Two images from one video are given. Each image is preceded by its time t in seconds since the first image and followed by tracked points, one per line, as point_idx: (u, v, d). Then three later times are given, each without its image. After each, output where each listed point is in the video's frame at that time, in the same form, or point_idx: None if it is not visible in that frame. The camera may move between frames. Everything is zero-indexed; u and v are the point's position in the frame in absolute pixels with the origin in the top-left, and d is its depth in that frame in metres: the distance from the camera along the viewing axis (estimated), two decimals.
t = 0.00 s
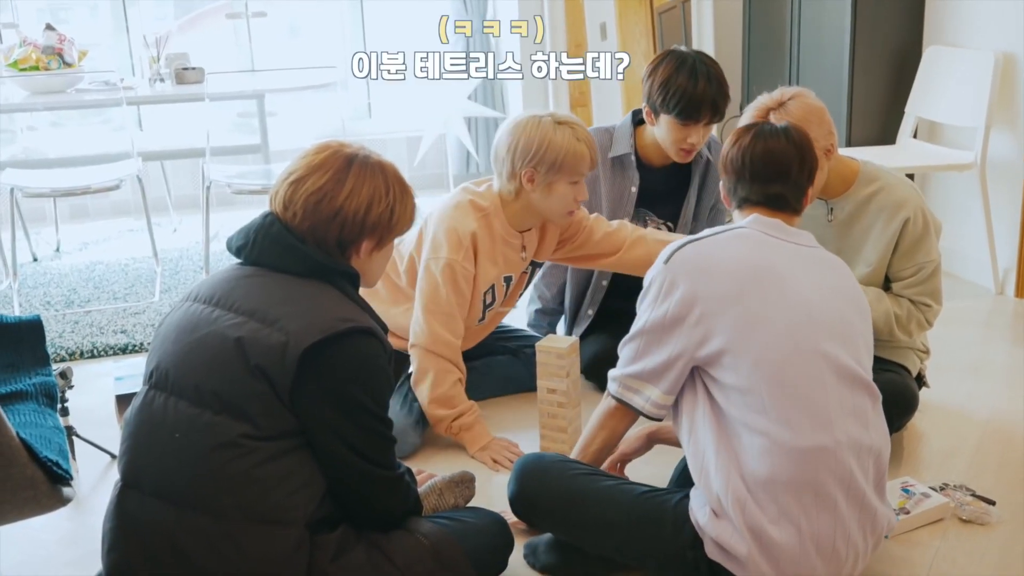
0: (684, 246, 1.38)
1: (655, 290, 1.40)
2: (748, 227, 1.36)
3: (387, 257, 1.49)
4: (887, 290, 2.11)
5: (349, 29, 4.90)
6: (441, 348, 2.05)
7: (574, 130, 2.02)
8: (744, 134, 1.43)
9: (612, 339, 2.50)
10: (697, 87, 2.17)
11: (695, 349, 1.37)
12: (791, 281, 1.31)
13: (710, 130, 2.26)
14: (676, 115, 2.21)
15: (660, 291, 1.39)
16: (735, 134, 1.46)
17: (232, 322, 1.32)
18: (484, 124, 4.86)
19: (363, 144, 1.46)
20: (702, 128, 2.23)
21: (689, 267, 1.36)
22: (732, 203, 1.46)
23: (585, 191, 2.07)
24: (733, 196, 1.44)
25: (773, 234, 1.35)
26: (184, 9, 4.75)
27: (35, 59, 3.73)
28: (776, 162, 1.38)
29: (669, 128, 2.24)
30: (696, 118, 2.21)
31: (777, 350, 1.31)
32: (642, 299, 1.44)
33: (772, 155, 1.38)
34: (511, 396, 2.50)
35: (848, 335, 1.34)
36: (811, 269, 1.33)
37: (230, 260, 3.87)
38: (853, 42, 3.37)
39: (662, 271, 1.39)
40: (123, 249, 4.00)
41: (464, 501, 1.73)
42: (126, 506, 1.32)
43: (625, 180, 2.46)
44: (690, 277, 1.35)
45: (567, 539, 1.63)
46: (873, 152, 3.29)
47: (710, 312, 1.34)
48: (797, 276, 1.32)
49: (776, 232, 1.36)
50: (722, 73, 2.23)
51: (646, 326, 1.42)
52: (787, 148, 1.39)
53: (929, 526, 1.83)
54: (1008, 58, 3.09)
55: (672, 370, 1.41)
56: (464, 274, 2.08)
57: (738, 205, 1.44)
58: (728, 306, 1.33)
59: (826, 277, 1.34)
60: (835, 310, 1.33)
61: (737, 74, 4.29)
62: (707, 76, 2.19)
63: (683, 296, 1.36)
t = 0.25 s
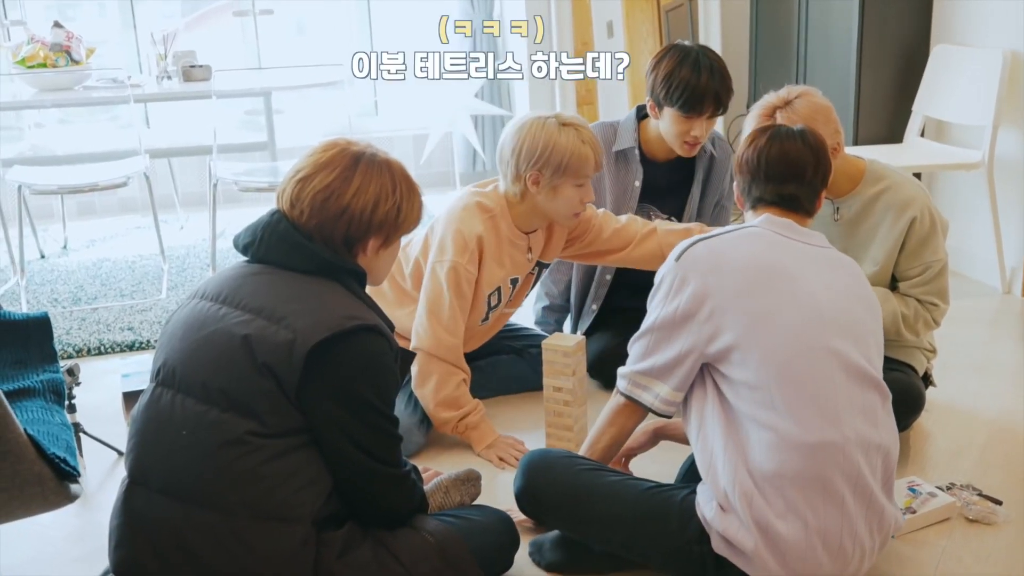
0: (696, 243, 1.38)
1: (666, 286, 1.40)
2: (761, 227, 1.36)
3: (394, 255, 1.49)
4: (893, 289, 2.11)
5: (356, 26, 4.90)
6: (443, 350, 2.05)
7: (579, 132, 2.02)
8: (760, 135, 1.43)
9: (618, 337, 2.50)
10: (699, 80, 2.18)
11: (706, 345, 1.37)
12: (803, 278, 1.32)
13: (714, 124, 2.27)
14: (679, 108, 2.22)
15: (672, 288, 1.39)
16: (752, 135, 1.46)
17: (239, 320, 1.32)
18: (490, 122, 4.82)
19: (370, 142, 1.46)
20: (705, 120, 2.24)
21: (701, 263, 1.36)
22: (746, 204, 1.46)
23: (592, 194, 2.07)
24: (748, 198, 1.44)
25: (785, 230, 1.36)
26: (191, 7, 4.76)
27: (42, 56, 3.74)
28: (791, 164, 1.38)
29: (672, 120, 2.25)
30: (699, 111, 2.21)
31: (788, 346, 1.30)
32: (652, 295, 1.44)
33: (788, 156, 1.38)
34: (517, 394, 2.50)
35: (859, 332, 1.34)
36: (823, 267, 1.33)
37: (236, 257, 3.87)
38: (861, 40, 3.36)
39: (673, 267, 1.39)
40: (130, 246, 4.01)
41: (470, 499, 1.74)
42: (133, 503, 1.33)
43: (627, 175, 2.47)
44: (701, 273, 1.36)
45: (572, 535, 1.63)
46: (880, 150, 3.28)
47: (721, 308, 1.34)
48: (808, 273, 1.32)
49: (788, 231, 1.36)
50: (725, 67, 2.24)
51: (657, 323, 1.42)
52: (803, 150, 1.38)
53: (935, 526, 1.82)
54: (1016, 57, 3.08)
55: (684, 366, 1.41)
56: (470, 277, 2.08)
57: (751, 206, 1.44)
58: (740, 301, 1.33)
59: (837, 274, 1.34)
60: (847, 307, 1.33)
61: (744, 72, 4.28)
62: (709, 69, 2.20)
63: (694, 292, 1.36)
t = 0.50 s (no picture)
0: (702, 241, 1.38)
1: (673, 284, 1.40)
2: (766, 226, 1.36)
3: (398, 253, 1.49)
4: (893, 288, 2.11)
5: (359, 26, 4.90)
6: (453, 349, 2.06)
7: (606, 132, 2.01)
8: (767, 134, 1.42)
9: (620, 336, 2.50)
10: (700, 74, 2.18)
11: (713, 343, 1.37)
12: (810, 276, 1.31)
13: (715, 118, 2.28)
14: (680, 102, 2.22)
15: (678, 285, 1.39)
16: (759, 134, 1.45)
17: (243, 318, 1.32)
18: (493, 121, 4.80)
19: (373, 140, 1.46)
20: (706, 115, 2.24)
21: (707, 260, 1.36)
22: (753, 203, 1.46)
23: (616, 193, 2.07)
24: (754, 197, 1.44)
25: (792, 228, 1.35)
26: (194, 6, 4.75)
27: (46, 55, 3.74)
28: (799, 163, 1.38)
29: (674, 114, 2.25)
30: (700, 105, 2.21)
31: (794, 344, 1.31)
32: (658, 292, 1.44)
33: (796, 156, 1.37)
34: (520, 393, 2.50)
35: (866, 331, 1.34)
36: (831, 265, 1.33)
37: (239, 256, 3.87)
38: (864, 38, 3.36)
39: (679, 265, 1.39)
40: (133, 245, 4.01)
41: (473, 498, 1.74)
42: (137, 501, 1.33)
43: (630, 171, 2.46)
44: (707, 271, 1.36)
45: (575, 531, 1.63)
46: (884, 149, 3.27)
47: (727, 306, 1.34)
48: (815, 271, 1.32)
49: (795, 230, 1.35)
50: (726, 62, 2.24)
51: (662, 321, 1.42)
52: (811, 150, 1.38)
53: (939, 524, 1.82)
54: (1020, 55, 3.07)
55: (690, 363, 1.41)
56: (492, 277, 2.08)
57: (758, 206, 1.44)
58: (746, 299, 1.33)
59: (844, 272, 1.34)
60: (854, 306, 1.33)
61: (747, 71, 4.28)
62: (710, 64, 2.19)
63: (700, 290, 1.36)
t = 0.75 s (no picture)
0: (702, 244, 1.37)
1: (671, 287, 1.39)
2: (766, 228, 1.36)
3: (394, 254, 1.49)
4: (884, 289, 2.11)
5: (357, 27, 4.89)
6: (470, 345, 2.08)
7: (642, 142, 2.01)
8: (762, 135, 1.42)
9: (617, 337, 2.50)
10: (693, 75, 2.19)
11: (712, 347, 1.37)
12: (812, 280, 1.31)
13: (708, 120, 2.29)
14: (674, 103, 2.22)
15: (677, 289, 1.38)
16: (753, 136, 1.45)
17: (239, 319, 1.32)
18: (490, 122, 4.78)
19: (370, 142, 1.46)
20: (698, 116, 2.25)
21: (706, 264, 1.35)
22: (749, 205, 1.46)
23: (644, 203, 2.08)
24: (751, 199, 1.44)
25: (792, 231, 1.35)
26: (192, 7, 4.75)
27: (42, 56, 3.74)
28: (795, 164, 1.38)
29: (667, 114, 2.26)
30: (693, 106, 2.22)
31: (795, 349, 1.31)
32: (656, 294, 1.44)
33: (793, 157, 1.38)
34: (516, 394, 2.49)
35: (867, 336, 1.34)
36: (831, 270, 1.33)
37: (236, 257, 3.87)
38: (861, 39, 3.36)
39: (678, 269, 1.39)
40: (129, 246, 4.01)
41: (470, 499, 1.74)
42: (133, 503, 1.32)
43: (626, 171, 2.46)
44: (707, 275, 1.35)
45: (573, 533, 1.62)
46: (880, 150, 3.28)
47: (727, 310, 1.34)
48: (817, 276, 1.32)
49: (797, 233, 1.35)
50: (721, 62, 2.25)
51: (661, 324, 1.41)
52: (807, 151, 1.38)
53: (935, 525, 1.82)
54: (1016, 56, 3.08)
55: (689, 367, 1.40)
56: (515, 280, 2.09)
57: (755, 208, 1.44)
58: (746, 303, 1.32)
59: (845, 277, 1.34)
60: (855, 311, 1.33)
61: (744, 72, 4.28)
62: (704, 65, 2.20)
63: (700, 294, 1.36)
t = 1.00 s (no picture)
0: (712, 247, 1.36)
1: (679, 291, 1.38)
2: (773, 225, 1.35)
3: (391, 252, 1.49)
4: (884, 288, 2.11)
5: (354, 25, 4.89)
6: (471, 340, 2.08)
7: (643, 139, 2.01)
8: (763, 124, 1.42)
9: (614, 334, 2.50)
10: (680, 68, 2.19)
11: (720, 355, 1.36)
12: (821, 291, 1.31)
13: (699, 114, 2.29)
14: (662, 95, 2.23)
15: (685, 293, 1.37)
16: (752, 125, 1.44)
17: (235, 317, 1.32)
18: (487, 120, 4.77)
19: (367, 139, 1.46)
20: (687, 109, 2.25)
21: (715, 270, 1.34)
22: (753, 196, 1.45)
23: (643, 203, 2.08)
24: (755, 190, 1.43)
25: (802, 236, 1.34)
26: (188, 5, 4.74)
27: (39, 53, 3.73)
28: (803, 152, 1.38)
29: (656, 108, 2.26)
30: (682, 100, 2.23)
31: (802, 363, 1.30)
32: (662, 295, 1.42)
33: (806, 146, 1.37)
34: (514, 391, 2.49)
35: (875, 349, 1.33)
36: (841, 278, 1.33)
37: (233, 255, 3.87)
38: (858, 37, 3.36)
39: (687, 272, 1.37)
40: (126, 244, 4.00)
41: (467, 496, 1.73)
42: (130, 501, 1.32)
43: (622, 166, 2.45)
44: (716, 281, 1.33)
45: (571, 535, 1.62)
46: (877, 147, 3.28)
47: (737, 319, 1.33)
48: (826, 287, 1.31)
49: (802, 231, 1.35)
50: (711, 59, 2.25)
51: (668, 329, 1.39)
52: (813, 137, 1.38)
53: (932, 521, 1.83)
54: (1013, 53, 3.08)
55: (697, 373, 1.39)
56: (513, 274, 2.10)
57: (761, 198, 1.43)
58: (754, 313, 1.31)
59: (855, 287, 1.33)
60: (863, 323, 1.32)
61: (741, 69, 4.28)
62: (692, 59, 2.21)
63: (710, 301, 1.34)
